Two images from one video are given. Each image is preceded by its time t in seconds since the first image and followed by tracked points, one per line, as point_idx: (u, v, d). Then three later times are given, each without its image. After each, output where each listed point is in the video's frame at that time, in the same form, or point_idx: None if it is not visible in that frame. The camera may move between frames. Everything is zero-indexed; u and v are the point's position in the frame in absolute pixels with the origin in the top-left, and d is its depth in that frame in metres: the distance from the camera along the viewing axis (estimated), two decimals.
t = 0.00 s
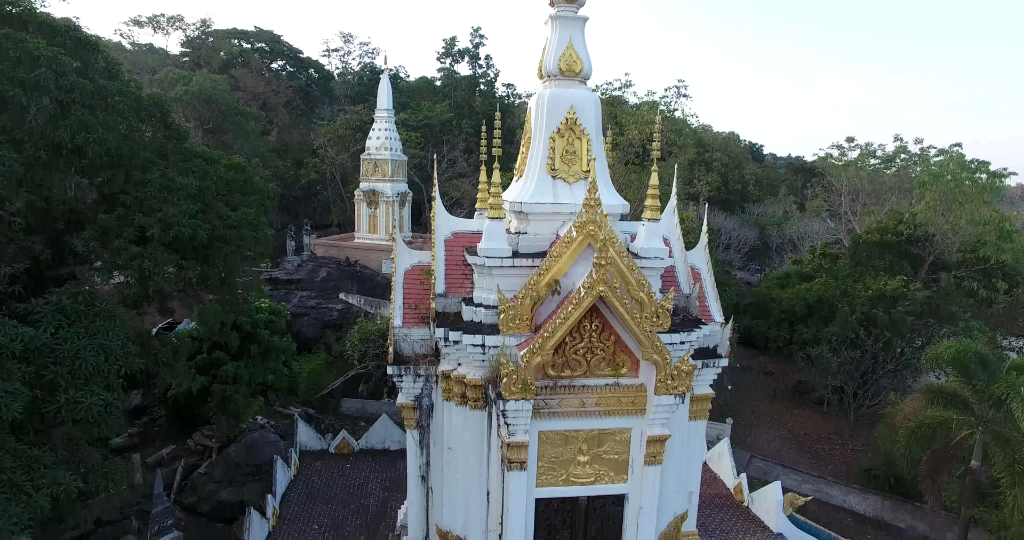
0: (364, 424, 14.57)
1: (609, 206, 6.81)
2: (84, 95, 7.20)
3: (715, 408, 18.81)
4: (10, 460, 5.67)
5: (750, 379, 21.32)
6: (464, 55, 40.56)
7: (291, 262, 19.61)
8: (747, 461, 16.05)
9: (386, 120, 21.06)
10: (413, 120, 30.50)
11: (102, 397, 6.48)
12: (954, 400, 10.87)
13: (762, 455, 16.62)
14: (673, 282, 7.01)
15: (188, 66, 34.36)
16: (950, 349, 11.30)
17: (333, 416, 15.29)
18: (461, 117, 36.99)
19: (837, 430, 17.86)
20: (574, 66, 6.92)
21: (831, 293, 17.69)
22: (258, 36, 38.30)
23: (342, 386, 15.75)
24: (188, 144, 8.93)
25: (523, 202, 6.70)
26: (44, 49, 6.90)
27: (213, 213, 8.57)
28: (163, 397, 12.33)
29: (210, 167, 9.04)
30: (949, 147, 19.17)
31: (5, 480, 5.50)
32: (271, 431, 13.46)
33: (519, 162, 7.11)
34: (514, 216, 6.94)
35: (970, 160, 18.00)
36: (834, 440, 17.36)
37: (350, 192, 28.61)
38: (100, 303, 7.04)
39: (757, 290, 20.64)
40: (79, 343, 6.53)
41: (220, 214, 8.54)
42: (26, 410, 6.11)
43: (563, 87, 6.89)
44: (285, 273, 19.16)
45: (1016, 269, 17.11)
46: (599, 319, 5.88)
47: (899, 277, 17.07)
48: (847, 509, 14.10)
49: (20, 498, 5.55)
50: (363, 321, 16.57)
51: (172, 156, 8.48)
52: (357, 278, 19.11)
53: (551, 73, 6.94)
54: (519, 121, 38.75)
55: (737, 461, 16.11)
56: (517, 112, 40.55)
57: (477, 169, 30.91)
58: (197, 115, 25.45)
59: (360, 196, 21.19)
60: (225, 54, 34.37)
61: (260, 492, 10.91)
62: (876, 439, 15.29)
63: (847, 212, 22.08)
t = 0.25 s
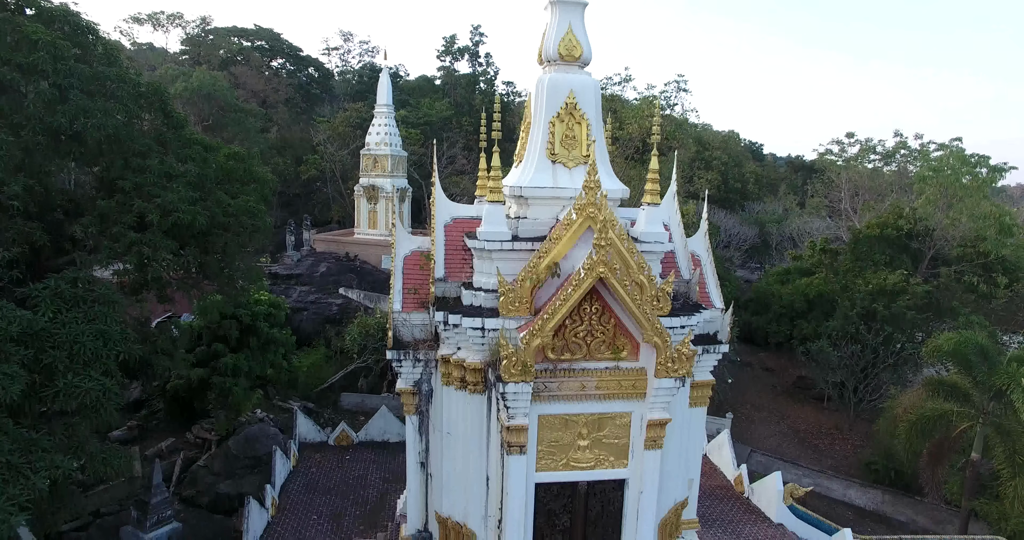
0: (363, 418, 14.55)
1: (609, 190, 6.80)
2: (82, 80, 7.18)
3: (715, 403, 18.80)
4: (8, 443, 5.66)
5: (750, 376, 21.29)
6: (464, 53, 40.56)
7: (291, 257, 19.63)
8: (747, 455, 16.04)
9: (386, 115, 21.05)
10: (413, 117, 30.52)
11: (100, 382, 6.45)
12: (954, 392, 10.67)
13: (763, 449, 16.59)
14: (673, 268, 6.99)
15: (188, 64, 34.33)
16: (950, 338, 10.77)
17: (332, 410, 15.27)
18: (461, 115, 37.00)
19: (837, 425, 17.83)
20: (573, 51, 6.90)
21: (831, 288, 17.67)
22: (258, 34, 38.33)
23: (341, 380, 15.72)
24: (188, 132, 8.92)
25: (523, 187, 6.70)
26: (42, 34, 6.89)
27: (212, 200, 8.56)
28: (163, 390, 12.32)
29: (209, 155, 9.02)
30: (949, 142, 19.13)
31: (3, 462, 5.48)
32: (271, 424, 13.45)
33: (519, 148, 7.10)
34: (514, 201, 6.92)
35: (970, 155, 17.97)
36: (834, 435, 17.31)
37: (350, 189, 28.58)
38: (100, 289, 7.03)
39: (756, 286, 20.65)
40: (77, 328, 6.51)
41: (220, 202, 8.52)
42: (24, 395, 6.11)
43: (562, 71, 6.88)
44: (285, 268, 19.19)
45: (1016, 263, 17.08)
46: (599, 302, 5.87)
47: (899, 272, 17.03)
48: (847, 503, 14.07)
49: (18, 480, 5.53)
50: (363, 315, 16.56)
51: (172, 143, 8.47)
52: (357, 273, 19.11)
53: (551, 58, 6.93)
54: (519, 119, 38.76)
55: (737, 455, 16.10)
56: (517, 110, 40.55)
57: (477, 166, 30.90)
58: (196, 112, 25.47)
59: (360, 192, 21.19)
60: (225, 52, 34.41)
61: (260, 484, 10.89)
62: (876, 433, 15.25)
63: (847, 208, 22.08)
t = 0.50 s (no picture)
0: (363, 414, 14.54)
1: (609, 181, 6.80)
2: (82, 71, 7.18)
3: (715, 401, 18.79)
4: (8, 433, 5.64)
5: (750, 374, 21.28)
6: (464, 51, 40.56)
7: (291, 254, 19.62)
8: (748, 452, 16.04)
9: (386, 113, 21.05)
10: (412, 116, 30.48)
11: (100, 373, 6.43)
12: (954, 388, 10.51)
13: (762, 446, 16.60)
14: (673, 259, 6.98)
15: (188, 62, 34.34)
16: (949, 333, 10.82)
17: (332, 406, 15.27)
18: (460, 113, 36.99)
19: (837, 422, 17.79)
20: (573, 42, 6.89)
21: (831, 285, 17.65)
22: (258, 33, 38.35)
23: (341, 377, 15.72)
24: (187, 126, 8.91)
25: (523, 177, 6.69)
26: (42, 25, 6.87)
27: (212, 193, 8.54)
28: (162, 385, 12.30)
29: (209, 149, 9.02)
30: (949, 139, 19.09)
31: (3, 452, 5.45)
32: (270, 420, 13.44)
33: (518, 139, 7.09)
34: (513, 192, 6.92)
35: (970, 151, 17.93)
36: (835, 432, 17.28)
37: (350, 187, 28.58)
38: (99, 281, 7.02)
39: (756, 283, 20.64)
40: (77, 319, 6.50)
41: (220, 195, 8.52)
42: (24, 385, 6.07)
43: (562, 62, 6.87)
44: (285, 265, 19.16)
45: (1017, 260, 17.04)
46: (599, 292, 5.86)
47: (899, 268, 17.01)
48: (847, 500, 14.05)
49: (17, 470, 5.50)
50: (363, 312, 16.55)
51: (171, 136, 8.47)
52: (357, 271, 19.10)
53: (550, 49, 6.91)
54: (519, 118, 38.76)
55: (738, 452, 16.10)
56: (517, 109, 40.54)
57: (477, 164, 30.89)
58: (196, 110, 25.47)
59: (360, 189, 21.19)
60: (225, 50, 34.42)
61: (259, 479, 10.89)
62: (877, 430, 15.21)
63: (847, 206, 22.07)
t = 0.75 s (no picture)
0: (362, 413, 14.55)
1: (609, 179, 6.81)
2: (82, 69, 7.19)
3: (715, 400, 18.78)
4: (8, 430, 5.64)
5: (750, 373, 21.29)
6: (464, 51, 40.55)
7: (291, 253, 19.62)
8: (748, 451, 16.05)
9: (386, 112, 21.05)
10: (412, 116, 30.45)
11: (100, 371, 6.43)
12: (953, 387, 10.38)
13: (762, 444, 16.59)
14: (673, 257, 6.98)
15: (188, 62, 34.35)
16: (949, 332, 10.71)
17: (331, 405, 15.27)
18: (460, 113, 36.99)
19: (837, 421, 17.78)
20: (573, 40, 6.89)
21: (831, 285, 17.65)
22: (258, 33, 38.36)
23: (341, 376, 15.72)
24: (187, 124, 8.92)
25: (523, 175, 6.70)
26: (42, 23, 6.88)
27: (211, 192, 8.54)
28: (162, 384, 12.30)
29: (209, 147, 9.03)
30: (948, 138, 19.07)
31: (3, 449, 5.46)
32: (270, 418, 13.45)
33: (518, 136, 7.09)
34: (513, 190, 6.93)
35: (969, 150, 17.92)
36: (835, 431, 17.26)
37: (350, 187, 28.59)
38: (99, 278, 7.02)
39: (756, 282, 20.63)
40: (78, 316, 6.50)
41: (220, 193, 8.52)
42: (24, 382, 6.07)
43: (562, 60, 6.87)
44: (285, 265, 19.15)
45: (1017, 259, 17.03)
46: (599, 288, 5.86)
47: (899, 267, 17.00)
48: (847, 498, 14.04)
49: (18, 467, 5.49)
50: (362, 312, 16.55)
51: (171, 134, 8.47)
52: (356, 270, 19.09)
53: (550, 47, 6.91)
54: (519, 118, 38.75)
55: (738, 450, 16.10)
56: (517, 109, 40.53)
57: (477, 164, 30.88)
58: (196, 109, 25.46)
59: (360, 188, 21.20)
60: (225, 50, 34.43)
61: (259, 478, 10.89)
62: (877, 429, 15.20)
63: (846, 205, 22.06)
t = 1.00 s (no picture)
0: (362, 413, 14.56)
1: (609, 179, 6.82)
2: (82, 69, 7.20)
3: (715, 399, 18.79)
4: (10, 429, 5.65)
5: (749, 373, 21.31)
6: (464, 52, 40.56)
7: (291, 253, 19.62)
8: (747, 451, 16.05)
9: (386, 112, 21.06)
10: (412, 116, 30.43)
11: (101, 370, 6.44)
12: (953, 386, 10.43)
13: (762, 444, 16.60)
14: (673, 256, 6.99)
15: (188, 62, 34.35)
16: (948, 332, 10.68)
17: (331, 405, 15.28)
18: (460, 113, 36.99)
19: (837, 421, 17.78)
20: (572, 40, 6.89)
21: (831, 285, 17.67)
22: (258, 33, 38.37)
23: (341, 376, 15.72)
24: (188, 124, 8.93)
25: (523, 175, 6.71)
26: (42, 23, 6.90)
27: (211, 191, 8.55)
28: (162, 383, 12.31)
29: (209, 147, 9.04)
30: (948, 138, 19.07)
31: (5, 448, 5.47)
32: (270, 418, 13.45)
33: (518, 136, 7.10)
34: (513, 190, 6.94)
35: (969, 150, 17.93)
36: (835, 430, 17.26)
37: (350, 186, 28.59)
38: (101, 278, 7.04)
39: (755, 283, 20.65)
40: (79, 316, 6.52)
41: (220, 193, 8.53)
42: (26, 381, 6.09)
43: (562, 60, 6.88)
44: (285, 265, 19.15)
45: (1017, 259, 17.03)
46: (599, 288, 5.88)
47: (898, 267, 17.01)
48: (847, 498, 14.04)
49: (20, 466, 5.51)
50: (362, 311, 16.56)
51: (171, 134, 8.48)
52: (356, 270, 19.09)
53: (550, 47, 6.92)
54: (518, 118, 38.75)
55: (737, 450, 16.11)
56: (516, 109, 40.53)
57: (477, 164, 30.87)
58: (196, 109, 25.46)
59: (360, 188, 21.22)
60: (225, 50, 34.45)
61: (259, 477, 10.90)
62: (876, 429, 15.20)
63: (846, 205, 22.06)
